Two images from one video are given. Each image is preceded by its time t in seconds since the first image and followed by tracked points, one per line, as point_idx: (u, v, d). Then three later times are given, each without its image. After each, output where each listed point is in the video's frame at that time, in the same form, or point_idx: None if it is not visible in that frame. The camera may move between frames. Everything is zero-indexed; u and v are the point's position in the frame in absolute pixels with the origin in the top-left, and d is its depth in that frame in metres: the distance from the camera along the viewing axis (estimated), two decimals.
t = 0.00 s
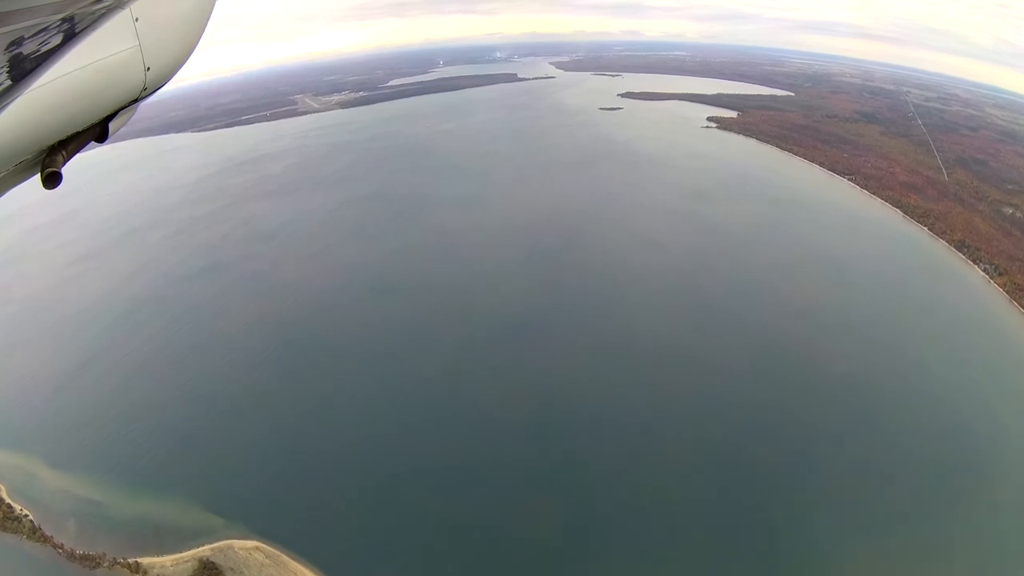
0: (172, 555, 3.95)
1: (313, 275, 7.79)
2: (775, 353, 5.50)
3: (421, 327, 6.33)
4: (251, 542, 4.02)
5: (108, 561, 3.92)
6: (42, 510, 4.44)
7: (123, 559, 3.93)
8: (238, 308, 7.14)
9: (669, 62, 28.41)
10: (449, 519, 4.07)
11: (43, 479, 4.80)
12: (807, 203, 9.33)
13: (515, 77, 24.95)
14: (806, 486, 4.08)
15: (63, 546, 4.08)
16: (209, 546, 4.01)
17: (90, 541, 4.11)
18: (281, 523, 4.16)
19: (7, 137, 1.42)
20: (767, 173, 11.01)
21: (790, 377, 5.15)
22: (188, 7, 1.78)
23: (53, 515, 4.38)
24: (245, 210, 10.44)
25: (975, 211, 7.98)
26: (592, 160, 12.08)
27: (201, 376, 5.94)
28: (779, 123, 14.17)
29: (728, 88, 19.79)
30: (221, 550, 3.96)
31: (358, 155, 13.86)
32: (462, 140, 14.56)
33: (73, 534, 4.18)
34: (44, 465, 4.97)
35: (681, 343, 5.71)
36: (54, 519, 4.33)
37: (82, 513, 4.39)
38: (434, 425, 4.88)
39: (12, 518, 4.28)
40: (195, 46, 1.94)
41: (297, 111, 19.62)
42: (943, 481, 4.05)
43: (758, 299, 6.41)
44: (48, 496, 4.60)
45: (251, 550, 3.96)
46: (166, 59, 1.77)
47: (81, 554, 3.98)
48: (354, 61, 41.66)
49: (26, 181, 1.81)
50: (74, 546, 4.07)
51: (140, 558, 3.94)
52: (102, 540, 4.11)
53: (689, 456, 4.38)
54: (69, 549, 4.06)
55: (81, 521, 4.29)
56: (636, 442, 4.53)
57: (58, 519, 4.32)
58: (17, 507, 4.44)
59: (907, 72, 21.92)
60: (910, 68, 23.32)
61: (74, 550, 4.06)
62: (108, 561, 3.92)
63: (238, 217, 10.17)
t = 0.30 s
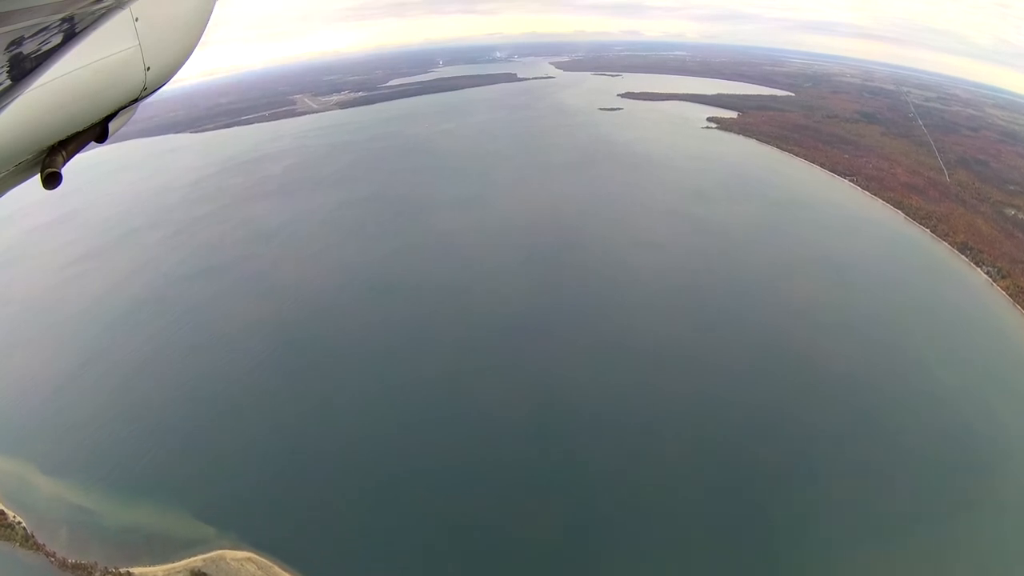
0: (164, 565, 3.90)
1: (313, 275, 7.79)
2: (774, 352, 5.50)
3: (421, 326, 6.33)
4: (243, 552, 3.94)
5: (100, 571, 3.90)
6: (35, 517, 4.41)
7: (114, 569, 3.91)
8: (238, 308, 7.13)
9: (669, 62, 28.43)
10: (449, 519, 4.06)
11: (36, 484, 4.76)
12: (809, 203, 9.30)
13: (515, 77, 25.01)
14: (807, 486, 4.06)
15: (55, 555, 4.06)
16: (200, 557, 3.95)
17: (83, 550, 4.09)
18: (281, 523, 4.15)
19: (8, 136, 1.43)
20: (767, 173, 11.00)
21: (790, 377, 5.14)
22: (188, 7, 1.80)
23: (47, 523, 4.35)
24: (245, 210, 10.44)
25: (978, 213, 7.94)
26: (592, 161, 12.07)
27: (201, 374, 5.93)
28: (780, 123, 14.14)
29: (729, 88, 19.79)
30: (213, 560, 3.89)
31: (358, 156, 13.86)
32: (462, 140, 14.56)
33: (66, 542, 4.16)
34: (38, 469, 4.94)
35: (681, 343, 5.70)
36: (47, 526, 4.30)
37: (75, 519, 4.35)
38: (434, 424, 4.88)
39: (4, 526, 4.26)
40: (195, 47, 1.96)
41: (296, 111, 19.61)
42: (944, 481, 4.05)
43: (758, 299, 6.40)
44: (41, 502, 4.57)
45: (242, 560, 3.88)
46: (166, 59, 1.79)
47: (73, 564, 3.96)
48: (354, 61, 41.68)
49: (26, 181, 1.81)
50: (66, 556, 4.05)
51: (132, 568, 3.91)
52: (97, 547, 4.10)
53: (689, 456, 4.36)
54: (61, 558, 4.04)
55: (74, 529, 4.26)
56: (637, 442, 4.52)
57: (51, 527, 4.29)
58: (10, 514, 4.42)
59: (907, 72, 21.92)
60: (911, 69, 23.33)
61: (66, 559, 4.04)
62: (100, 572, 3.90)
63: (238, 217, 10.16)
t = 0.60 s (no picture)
0: None
1: (313, 275, 7.78)
2: (774, 351, 5.50)
3: (422, 326, 6.32)
4: (236, 563, 3.87)
5: None
6: (28, 526, 4.35)
7: None
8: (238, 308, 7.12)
9: (669, 62, 28.41)
10: (450, 519, 4.04)
11: (28, 494, 4.70)
12: (809, 204, 9.28)
13: (516, 77, 25.03)
14: (807, 486, 4.05)
15: (48, 564, 4.01)
16: (193, 568, 3.88)
17: (77, 559, 4.04)
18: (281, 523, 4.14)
19: (8, 135, 1.46)
20: (767, 173, 10.98)
21: (791, 377, 5.13)
22: (187, 7, 1.85)
23: (39, 532, 4.30)
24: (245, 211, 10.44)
25: (980, 214, 7.90)
26: (593, 161, 12.06)
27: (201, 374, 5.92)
28: (781, 124, 14.11)
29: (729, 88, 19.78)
30: (206, 572, 3.82)
31: (358, 156, 13.85)
32: (462, 140, 14.55)
33: (60, 550, 4.11)
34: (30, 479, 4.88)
35: (682, 343, 5.69)
36: (40, 536, 4.25)
37: (69, 528, 4.30)
38: (434, 424, 4.87)
39: None
40: (194, 47, 2.00)
41: (295, 112, 19.60)
42: (945, 482, 4.03)
43: (758, 299, 6.39)
44: (33, 511, 4.50)
45: (236, 571, 3.82)
46: (166, 58, 1.84)
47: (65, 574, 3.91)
48: (354, 61, 41.70)
49: (26, 181, 1.83)
50: (60, 565, 4.00)
51: None
52: (94, 553, 4.06)
53: (690, 457, 4.35)
54: (55, 567, 3.99)
55: (67, 537, 4.20)
56: (637, 442, 4.51)
57: (44, 535, 4.24)
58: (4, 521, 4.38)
59: (908, 72, 21.88)
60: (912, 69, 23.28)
61: (60, 568, 3.98)
62: None
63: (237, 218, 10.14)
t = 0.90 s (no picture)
0: None
1: (313, 275, 7.78)
2: (774, 351, 5.49)
3: (422, 326, 6.31)
4: None
5: None
6: (21, 532, 4.31)
7: None
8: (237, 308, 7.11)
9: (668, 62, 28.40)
10: (450, 519, 4.03)
11: (22, 499, 4.67)
12: (810, 204, 9.26)
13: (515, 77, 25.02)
14: (808, 487, 4.03)
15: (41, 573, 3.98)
16: None
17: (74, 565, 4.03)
18: (281, 523, 4.13)
19: (9, 134, 1.47)
20: (768, 173, 10.97)
21: (791, 377, 5.12)
22: (187, 7, 1.86)
23: (32, 539, 4.26)
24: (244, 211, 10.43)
25: (982, 216, 7.86)
26: (593, 161, 12.05)
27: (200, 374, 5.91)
28: (781, 125, 14.09)
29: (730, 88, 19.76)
30: None
31: (358, 156, 13.85)
32: (462, 140, 14.54)
33: (53, 558, 4.08)
34: (24, 483, 4.84)
35: (682, 343, 5.67)
36: (33, 543, 4.21)
37: (62, 536, 4.26)
38: (434, 424, 4.86)
39: None
40: (194, 48, 2.01)
41: (295, 112, 19.57)
42: (945, 482, 4.02)
43: (758, 299, 6.38)
44: (26, 518, 4.46)
45: None
46: (166, 59, 1.85)
47: None
48: (353, 61, 41.74)
49: (26, 181, 1.82)
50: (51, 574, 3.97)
51: None
52: (90, 557, 4.05)
53: (690, 457, 4.33)
54: None
55: (60, 545, 4.17)
56: (637, 442, 4.50)
57: (36, 543, 4.20)
58: None
59: (908, 71, 21.86)
60: (912, 69, 23.25)
61: None
62: None
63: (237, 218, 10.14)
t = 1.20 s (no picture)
0: None
1: (312, 275, 7.76)
2: (773, 351, 5.49)
3: (421, 326, 6.30)
4: None
5: None
6: (13, 539, 4.27)
7: None
8: (237, 308, 7.10)
9: (668, 62, 28.42)
10: (450, 520, 4.02)
11: (14, 505, 4.61)
12: (810, 205, 9.25)
13: (514, 77, 25.04)
14: (808, 487, 4.02)
15: None
16: None
17: (70, 570, 3.99)
18: (281, 523, 4.12)
19: (9, 134, 1.51)
20: (768, 173, 10.96)
21: (790, 377, 5.12)
22: (187, 7, 1.90)
23: (24, 546, 4.22)
24: (244, 211, 10.42)
25: (984, 218, 7.84)
26: (593, 161, 12.04)
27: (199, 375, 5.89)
28: (782, 125, 14.07)
29: (730, 88, 19.77)
30: None
31: (357, 156, 13.84)
32: (462, 140, 14.53)
33: (47, 563, 4.02)
34: (18, 489, 4.80)
35: (681, 343, 5.66)
36: (25, 550, 4.16)
37: (55, 542, 4.22)
38: (434, 423, 4.86)
39: None
40: (195, 48, 2.04)
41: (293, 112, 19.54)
42: (946, 483, 4.01)
43: (758, 299, 6.37)
44: (18, 524, 4.42)
45: None
46: (165, 58, 1.88)
47: None
48: (353, 61, 41.74)
49: (26, 181, 1.85)
50: None
51: None
52: (90, 558, 4.03)
53: (690, 458, 4.32)
54: None
55: (52, 551, 4.12)
56: (637, 442, 4.49)
57: (28, 549, 4.16)
58: None
59: (907, 71, 21.87)
60: (912, 69, 23.27)
61: None
62: None
63: (236, 218, 10.12)
